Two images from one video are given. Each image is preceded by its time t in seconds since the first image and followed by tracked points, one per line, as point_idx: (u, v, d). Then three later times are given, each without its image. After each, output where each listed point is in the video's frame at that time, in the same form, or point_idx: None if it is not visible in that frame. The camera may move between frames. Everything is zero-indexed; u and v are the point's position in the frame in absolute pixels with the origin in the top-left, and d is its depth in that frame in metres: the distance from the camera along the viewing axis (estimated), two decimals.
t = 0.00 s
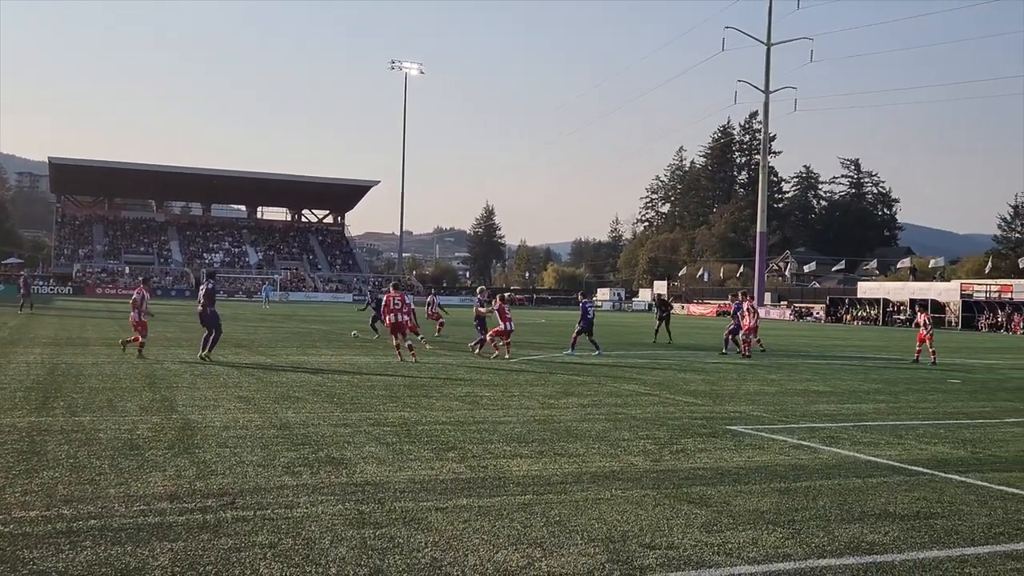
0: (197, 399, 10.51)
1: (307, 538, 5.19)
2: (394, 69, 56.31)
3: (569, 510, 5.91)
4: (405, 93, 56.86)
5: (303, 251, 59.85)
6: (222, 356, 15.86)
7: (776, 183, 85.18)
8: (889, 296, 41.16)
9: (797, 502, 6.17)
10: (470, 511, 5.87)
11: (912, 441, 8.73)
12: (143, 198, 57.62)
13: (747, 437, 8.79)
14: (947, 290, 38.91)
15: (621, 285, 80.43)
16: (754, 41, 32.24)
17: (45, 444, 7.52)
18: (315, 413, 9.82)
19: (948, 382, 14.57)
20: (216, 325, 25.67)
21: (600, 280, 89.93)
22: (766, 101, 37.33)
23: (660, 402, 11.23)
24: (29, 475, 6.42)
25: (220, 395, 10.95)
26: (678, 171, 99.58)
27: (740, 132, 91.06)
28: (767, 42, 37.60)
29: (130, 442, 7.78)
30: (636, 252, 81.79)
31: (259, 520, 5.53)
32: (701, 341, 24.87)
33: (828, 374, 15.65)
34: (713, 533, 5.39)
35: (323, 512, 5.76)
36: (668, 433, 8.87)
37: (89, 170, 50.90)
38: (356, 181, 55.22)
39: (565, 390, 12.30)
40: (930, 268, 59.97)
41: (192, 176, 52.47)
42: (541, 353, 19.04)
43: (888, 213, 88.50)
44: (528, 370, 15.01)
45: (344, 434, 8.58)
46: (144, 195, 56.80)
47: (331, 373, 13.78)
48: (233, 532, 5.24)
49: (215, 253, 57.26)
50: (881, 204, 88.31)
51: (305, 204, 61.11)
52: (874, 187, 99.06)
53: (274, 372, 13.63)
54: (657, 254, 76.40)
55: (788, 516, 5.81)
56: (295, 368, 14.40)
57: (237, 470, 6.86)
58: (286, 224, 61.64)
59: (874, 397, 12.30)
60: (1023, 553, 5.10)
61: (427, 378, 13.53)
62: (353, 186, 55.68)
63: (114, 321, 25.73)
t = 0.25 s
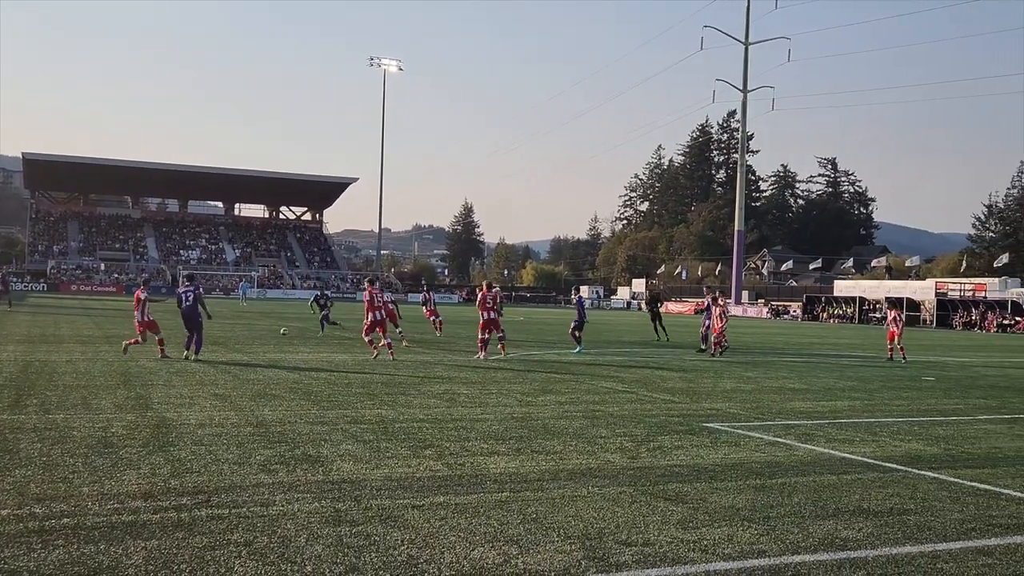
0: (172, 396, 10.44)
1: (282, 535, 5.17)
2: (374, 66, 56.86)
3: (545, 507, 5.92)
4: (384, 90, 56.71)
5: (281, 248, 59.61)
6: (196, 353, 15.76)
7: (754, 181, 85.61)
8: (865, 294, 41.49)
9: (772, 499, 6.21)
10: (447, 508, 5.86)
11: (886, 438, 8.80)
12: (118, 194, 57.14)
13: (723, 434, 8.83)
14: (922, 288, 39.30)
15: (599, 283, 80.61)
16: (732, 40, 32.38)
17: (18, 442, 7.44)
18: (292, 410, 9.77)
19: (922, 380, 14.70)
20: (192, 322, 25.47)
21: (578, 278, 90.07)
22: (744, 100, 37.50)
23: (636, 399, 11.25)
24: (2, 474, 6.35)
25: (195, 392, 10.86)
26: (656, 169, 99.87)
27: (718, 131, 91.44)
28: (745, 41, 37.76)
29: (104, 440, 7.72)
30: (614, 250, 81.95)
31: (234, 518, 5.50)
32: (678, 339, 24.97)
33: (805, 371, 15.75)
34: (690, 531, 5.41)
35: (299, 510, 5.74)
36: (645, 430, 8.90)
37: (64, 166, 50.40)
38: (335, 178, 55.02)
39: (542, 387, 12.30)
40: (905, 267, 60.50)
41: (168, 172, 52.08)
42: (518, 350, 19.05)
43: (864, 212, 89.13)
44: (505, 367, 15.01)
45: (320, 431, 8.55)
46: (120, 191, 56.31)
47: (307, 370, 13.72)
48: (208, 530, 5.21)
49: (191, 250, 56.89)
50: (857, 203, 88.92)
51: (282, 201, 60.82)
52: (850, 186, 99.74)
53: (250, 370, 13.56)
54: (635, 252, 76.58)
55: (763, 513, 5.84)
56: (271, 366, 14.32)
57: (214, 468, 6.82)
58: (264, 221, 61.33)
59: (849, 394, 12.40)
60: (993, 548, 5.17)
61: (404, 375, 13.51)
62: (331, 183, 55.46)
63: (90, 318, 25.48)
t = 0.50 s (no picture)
0: (152, 395, 10.37)
1: (263, 535, 5.15)
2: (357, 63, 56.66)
3: (526, 505, 5.93)
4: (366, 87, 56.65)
5: (262, 246, 59.36)
6: (176, 352, 15.68)
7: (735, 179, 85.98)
8: (844, 292, 41.76)
9: (752, 496, 6.24)
10: (427, 506, 5.85)
11: (865, 435, 8.86)
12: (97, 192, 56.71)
13: (704, 431, 8.87)
14: (901, 287, 39.61)
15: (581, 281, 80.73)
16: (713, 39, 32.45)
17: None
18: (273, 409, 9.73)
19: (901, 377, 14.81)
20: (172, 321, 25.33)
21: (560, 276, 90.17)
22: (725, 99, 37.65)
23: (618, 397, 11.27)
24: None
25: (175, 391, 10.79)
26: (638, 167, 100.12)
27: (699, 130, 91.71)
28: (727, 40, 37.92)
29: (82, 439, 7.66)
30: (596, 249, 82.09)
31: (213, 517, 5.48)
32: (659, 338, 25.06)
33: (786, 369, 15.84)
34: (670, 528, 5.43)
35: (279, 508, 5.72)
36: (627, 428, 8.92)
37: (42, 164, 49.98)
38: (316, 176, 54.83)
39: (524, 386, 12.31)
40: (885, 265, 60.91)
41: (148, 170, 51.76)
42: (501, 348, 19.05)
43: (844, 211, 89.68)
44: (488, 365, 15.02)
45: (300, 430, 8.52)
46: (99, 188, 55.90)
47: (289, 369, 13.67)
48: (186, 530, 5.19)
49: (171, 248, 56.57)
50: (837, 202, 89.46)
51: (263, 199, 60.58)
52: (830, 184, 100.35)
53: (231, 369, 13.49)
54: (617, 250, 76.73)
55: (742, 510, 5.88)
56: (252, 364, 14.27)
57: (193, 467, 6.78)
58: (244, 219, 61.05)
59: (829, 392, 12.48)
60: (970, 543, 5.22)
61: (385, 373, 13.48)
62: (312, 181, 55.27)
63: (69, 316, 25.29)
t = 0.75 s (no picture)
0: (140, 394, 10.34)
1: (251, 534, 5.14)
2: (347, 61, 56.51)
3: (515, 503, 5.93)
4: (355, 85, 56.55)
5: (250, 244, 59.23)
6: (164, 351, 15.64)
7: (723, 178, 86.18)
8: (832, 291, 41.94)
9: (740, 494, 6.26)
10: (416, 505, 5.85)
11: (852, 433, 8.90)
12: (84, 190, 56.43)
13: (692, 429, 8.90)
14: (888, 285, 39.80)
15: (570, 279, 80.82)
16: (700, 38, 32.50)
17: None
18: (261, 408, 9.72)
19: (887, 375, 14.89)
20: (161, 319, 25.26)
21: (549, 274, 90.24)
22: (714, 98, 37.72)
23: (606, 395, 11.29)
24: None
25: (163, 390, 10.75)
26: (626, 166, 100.28)
27: (687, 129, 91.87)
28: (715, 39, 37.98)
29: (69, 438, 7.62)
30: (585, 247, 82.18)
31: (201, 516, 5.46)
32: (648, 336, 25.13)
33: (774, 367, 15.90)
34: (658, 526, 5.44)
35: (267, 507, 5.71)
36: (615, 426, 8.94)
37: (29, 162, 49.71)
38: (305, 174, 54.71)
39: (513, 384, 12.31)
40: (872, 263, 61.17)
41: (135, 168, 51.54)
42: (490, 346, 19.05)
43: (831, 209, 89.98)
44: (477, 364, 15.03)
45: (288, 429, 8.50)
46: (86, 187, 55.63)
47: (277, 367, 13.64)
48: (174, 529, 5.17)
49: (159, 247, 56.37)
50: (825, 200, 89.73)
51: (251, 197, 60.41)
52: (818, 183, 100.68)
53: (219, 368, 13.46)
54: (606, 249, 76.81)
55: (732, 507, 5.89)
56: (240, 363, 14.24)
57: (180, 466, 6.76)
58: (232, 218, 60.87)
59: (817, 389, 12.55)
60: (958, 540, 5.25)
61: (374, 373, 13.48)
62: (300, 179, 55.14)
63: (55, 316, 25.19)
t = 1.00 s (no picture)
0: (136, 395, 10.34)
1: (246, 535, 5.15)
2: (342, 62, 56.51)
3: (511, 503, 5.94)
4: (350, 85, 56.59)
5: (245, 245, 59.21)
6: (160, 352, 15.66)
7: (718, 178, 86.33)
8: (826, 291, 42.04)
9: (734, 494, 6.28)
10: (411, 506, 5.85)
11: (847, 433, 8.92)
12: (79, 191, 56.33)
13: (688, 429, 8.91)
14: (883, 285, 39.90)
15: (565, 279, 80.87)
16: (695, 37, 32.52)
17: None
18: (257, 409, 9.72)
19: (881, 374, 14.94)
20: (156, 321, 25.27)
21: (544, 275, 90.33)
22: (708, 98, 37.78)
23: (601, 395, 11.31)
24: None
25: (158, 392, 10.74)
26: (621, 166, 100.41)
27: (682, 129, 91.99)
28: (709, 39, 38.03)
29: (64, 440, 7.62)
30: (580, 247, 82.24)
31: (197, 517, 5.47)
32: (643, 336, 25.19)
33: (769, 367, 15.94)
34: (653, 526, 5.45)
35: (263, 508, 5.72)
36: (610, 426, 8.96)
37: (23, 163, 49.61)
38: (300, 175, 54.68)
39: (508, 384, 12.32)
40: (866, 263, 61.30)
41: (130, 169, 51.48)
42: (485, 347, 19.06)
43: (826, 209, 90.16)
44: (472, 364, 15.06)
45: (284, 430, 8.50)
46: (81, 188, 55.53)
47: (273, 369, 13.65)
48: (170, 530, 5.18)
49: (154, 248, 56.31)
50: (820, 200, 89.90)
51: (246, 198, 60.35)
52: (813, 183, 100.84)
53: (214, 368, 13.46)
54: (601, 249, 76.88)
55: (727, 507, 5.90)
56: (236, 363, 14.25)
57: (176, 467, 6.77)
58: (227, 218, 60.82)
59: (811, 389, 12.59)
60: (953, 540, 5.26)
61: (369, 373, 13.48)
62: (295, 180, 55.11)
63: (51, 317, 25.18)
